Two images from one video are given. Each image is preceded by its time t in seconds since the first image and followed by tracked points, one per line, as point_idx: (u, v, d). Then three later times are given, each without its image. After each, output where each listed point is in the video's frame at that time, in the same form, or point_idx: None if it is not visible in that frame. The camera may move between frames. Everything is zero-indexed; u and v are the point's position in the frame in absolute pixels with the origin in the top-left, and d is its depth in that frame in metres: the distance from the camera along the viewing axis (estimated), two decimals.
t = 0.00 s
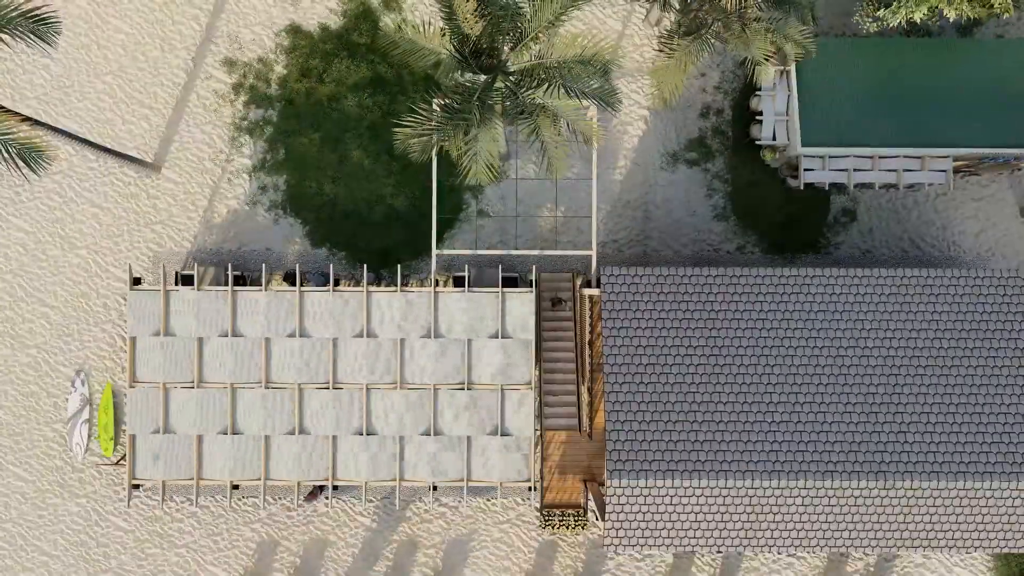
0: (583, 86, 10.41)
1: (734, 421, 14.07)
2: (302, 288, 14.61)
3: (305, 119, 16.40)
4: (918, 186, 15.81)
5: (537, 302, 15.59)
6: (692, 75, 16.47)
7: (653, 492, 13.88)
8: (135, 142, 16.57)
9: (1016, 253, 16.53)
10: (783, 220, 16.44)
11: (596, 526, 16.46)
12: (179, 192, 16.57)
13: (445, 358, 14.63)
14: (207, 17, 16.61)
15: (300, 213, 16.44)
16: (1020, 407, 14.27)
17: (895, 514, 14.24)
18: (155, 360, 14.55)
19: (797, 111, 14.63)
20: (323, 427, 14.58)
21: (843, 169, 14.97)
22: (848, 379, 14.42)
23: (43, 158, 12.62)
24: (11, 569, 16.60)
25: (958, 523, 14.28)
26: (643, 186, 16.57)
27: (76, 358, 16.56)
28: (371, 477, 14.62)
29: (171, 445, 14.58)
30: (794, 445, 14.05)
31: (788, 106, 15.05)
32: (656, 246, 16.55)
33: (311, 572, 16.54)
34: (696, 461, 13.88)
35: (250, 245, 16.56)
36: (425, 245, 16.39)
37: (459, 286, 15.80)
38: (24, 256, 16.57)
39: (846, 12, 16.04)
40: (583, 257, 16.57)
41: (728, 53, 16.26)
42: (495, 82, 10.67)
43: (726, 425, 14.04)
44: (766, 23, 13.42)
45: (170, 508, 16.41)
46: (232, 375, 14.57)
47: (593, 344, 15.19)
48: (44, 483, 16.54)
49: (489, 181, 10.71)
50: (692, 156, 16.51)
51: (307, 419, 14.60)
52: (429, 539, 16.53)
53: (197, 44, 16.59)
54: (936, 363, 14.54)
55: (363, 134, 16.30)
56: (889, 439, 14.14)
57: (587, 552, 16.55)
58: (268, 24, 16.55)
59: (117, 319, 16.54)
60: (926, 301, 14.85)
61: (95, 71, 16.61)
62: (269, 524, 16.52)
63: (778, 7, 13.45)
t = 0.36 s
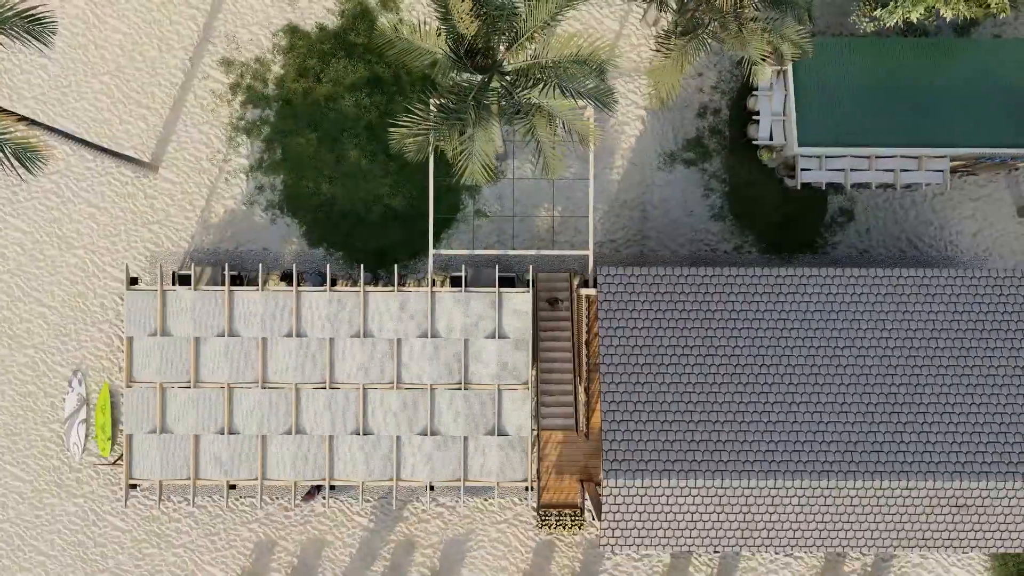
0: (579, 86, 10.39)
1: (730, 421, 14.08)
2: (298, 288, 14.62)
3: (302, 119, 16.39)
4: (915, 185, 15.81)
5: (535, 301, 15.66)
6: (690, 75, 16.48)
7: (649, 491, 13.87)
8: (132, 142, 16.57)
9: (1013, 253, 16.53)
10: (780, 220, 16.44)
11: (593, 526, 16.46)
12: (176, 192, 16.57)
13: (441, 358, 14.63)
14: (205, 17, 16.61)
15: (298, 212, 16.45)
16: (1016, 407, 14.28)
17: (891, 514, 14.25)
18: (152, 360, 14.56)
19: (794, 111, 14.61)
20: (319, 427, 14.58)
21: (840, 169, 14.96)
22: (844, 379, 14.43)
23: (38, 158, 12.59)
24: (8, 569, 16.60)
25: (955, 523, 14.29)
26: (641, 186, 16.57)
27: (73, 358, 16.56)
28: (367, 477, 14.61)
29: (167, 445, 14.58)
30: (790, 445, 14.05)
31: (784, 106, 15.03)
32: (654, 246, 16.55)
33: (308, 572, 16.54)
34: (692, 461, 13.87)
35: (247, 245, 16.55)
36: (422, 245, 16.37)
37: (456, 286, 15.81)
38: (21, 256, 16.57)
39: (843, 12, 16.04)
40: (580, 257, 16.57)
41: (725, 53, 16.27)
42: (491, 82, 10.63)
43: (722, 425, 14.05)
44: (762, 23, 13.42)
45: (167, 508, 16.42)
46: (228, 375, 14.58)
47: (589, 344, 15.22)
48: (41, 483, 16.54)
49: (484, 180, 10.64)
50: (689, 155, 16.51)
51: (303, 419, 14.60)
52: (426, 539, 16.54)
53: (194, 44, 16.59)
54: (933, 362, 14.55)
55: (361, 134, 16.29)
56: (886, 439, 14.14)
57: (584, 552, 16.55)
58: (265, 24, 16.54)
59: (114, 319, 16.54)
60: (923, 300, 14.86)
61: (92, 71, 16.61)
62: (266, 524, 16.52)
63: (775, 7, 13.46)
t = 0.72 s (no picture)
0: (570, 86, 10.39)
1: (723, 420, 14.07)
2: (292, 288, 14.62)
3: (297, 119, 16.40)
4: (909, 185, 15.81)
5: (529, 301, 15.66)
6: (684, 75, 16.49)
7: (641, 491, 13.86)
8: (126, 142, 16.57)
9: (1007, 253, 16.53)
10: (774, 220, 16.45)
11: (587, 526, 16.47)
12: (171, 192, 16.57)
13: (435, 358, 14.63)
14: (199, 17, 16.61)
15: (292, 212, 16.45)
16: (1009, 406, 14.27)
17: (884, 513, 14.25)
18: (146, 359, 14.57)
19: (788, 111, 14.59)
20: (313, 427, 14.59)
21: (833, 169, 14.96)
22: (836, 379, 14.42)
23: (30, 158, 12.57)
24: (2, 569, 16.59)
25: (947, 522, 14.29)
26: (635, 186, 16.57)
27: (67, 358, 16.57)
28: (361, 476, 14.62)
29: (162, 445, 14.59)
30: (783, 445, 14.04)
31: (778, 106, 15.01)
32: (648, 246, 16.56)
33: (302, 573, 16.54)
34: (684, 461, 13.86)
35: (241, 245, 16.54)
36: (417, 245, 16.37)
37: (450, 286, 15.82)
38: (15, 256, 16.58)
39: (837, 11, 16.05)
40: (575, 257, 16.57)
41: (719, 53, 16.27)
42: (482, 82, 10.59)
43: (715, 425, 14.05)
44: (755, 22, 13.43)
45: (162, 508, 16.42)
46: (222, 375, 14.58)
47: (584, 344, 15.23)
48: (36, 483, 16.55)
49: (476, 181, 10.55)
50: (683, 155, 16.51)
51: (297, 419, 14.62)
52: (420, 539, 16.54)
53: (189, 44, 16.59)
54: (925, 362, 14.55)
55: (356, 134, 16.31)
56: (878, 438, 14.13)
57: (578, 552, 16.55)
58: (260, 24, 16.54)
59: (109, 319, 16.53)
60: (916, 300, 14.87)
61: (86, 71, 16.61)
62: (261, 524, 16.53)
63: (768, 6, 13.46)
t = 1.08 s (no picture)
0: (555, 85, 10.37)
1: (711, 420, 14.08)
2: (282, 288, 14.62)
3: (288, 119, 16.40)
4: (900, 185, 15.80)
5: (520, 301, 15.65)
6: (675, 74, 16.50)
7: (629, 490, 13.86)
8: (117, 142, 16.57)
9: (998, 252, 16.52)
10: (766, 220, 16.45)
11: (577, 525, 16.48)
12: (162, 192, 16.57)
13: (425, 358, 14.63)
14: (190, 16, 16.61)
15: (283, 212, 16.45)
16: (997, 406, 14.27)
17: (872, 512, 14.27)
18: (135, 359, 14.56)
19: (777, 110, 14.59)
20: (303, 427, 14.58)
21: (823, 168, 14.96)
22: (824, 378, 14.43)
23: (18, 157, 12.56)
24: None
25: (935, 522, 14.27)
26: (627, 186, 16.56)
27: (58, 357, 16.56)
28: (351, 476, 14.62)
29: (151, 445, 14.59)
30: (771, 444, 14.05)
31: (768, 105, 15.01)
32: (639, 246, 16.56)
33: (293, 572, 16.53)
34: (672, 460, 13.87)
35: (232, 245, 16.54)
36: (408, 245, 16.36)
37: (441, 285, 15.82)
38: (6, 256, 16.58)
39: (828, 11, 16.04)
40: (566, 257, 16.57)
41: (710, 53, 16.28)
42: (468, 82, 10.56)
43: (702, 424, 14.05)
44: (745, 22, 13.42)
45: (153, 507, 16.43)
46: (212, 375, 14.57)
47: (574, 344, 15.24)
48: (27, 483, 16.55)
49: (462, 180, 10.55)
50: (674, 155, 16.51)
51: (287, 419, 14.61)
52: (411, 538, 16.54)
53: (180, 44, 16.60)
54: (914, 361, 14.54)
55: (347, 133, 16.31)
56: (866, 438, 14.12)
57: (569, 551, 16.54)
58: (251, 24, 16.55)
59: (100, 319, 16.53)
60: (904, 300, 14.88)
61: (77, 71, 16.61)
62: (251, 523, 16.53)
63: (757, 6, 13.45)
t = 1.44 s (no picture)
0: (533, 85, 10.41)
1: (691, 419, 14.09)
2: (266, 287, 14.61)
3: (275, 118, 16.41)
4: (886, 185, 15.80)
5: (506, 300, 15.66)
6: (662, 74, 16.51)
7: (610, 489, 13.89)
8: (104, 142, 16.58)
9: (985, 252, 16.52)
10: (752, 219, 16.46)
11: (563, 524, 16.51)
12: (149, 192, 16.58)
13: (410, 357, 14.63)
14: (177, 16, 16.61)
15: (270, 211, 16.45)
16: (979, 405, 14.26)
17: (853, 512, 14.27)
18: (120, 359, 14.56)
19: (762, 110, 14.57)
20: (288, 426, 14.60)
21: (808, 168, 14.96)
22: (806, 377, 14.43)
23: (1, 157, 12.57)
24: None
25: (917, 521, 14.27)
26: (613, 186, 16.56)
27: (45, 357, 16.56)
28: (336, 475, 14.64)
29: (136, 444, 14.60)
30: (752, 443, 14.05)
31: (753, 105, 15.00)
32: (626, 245, 16.56)
33: (280, 572, 16.53)
34: (654, 459, 13.87)
35: (219, 245, 16.54)
36: (395, 244, 16.38)
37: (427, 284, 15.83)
38: None
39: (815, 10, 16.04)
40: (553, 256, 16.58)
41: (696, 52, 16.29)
42: (447, 80, 10.59)
43: (684, 424, 14.07)
44: (728, 21, 13.44)
45: (140, 507, 16.44)
46: (197, 375, 14.57)
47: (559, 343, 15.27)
48: (14, 483, 16.55)
49: (440, 179, 10.52)
50: (661, 155, 16.52)
51: (271, 419, 14.62)
52: (398, 538, 16.54)
53: (166, 44, 16.60)
54: (896, 361, 14.53)
55: (333, 133, 16.32)
56: (847, 437, 14.12)
57: (556, 551, 16.54)
58: (238, 24, 16.56)
59: (87, 319, 16.54)
60: (886, 299, 14.87)
61: (64, 70, 16.61)
62: (238, 523, 16.53)
63: (740, 5, 13.46)
